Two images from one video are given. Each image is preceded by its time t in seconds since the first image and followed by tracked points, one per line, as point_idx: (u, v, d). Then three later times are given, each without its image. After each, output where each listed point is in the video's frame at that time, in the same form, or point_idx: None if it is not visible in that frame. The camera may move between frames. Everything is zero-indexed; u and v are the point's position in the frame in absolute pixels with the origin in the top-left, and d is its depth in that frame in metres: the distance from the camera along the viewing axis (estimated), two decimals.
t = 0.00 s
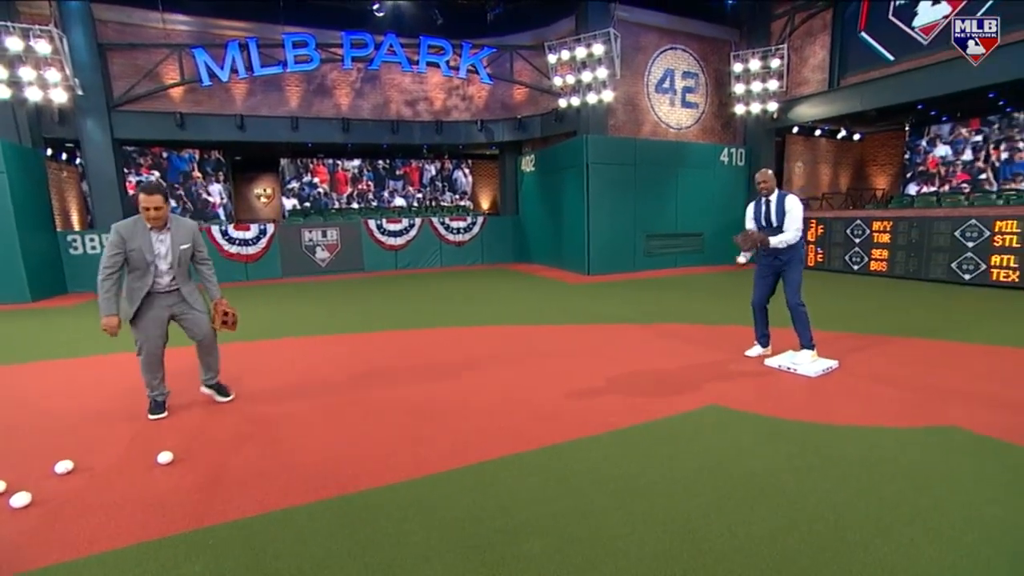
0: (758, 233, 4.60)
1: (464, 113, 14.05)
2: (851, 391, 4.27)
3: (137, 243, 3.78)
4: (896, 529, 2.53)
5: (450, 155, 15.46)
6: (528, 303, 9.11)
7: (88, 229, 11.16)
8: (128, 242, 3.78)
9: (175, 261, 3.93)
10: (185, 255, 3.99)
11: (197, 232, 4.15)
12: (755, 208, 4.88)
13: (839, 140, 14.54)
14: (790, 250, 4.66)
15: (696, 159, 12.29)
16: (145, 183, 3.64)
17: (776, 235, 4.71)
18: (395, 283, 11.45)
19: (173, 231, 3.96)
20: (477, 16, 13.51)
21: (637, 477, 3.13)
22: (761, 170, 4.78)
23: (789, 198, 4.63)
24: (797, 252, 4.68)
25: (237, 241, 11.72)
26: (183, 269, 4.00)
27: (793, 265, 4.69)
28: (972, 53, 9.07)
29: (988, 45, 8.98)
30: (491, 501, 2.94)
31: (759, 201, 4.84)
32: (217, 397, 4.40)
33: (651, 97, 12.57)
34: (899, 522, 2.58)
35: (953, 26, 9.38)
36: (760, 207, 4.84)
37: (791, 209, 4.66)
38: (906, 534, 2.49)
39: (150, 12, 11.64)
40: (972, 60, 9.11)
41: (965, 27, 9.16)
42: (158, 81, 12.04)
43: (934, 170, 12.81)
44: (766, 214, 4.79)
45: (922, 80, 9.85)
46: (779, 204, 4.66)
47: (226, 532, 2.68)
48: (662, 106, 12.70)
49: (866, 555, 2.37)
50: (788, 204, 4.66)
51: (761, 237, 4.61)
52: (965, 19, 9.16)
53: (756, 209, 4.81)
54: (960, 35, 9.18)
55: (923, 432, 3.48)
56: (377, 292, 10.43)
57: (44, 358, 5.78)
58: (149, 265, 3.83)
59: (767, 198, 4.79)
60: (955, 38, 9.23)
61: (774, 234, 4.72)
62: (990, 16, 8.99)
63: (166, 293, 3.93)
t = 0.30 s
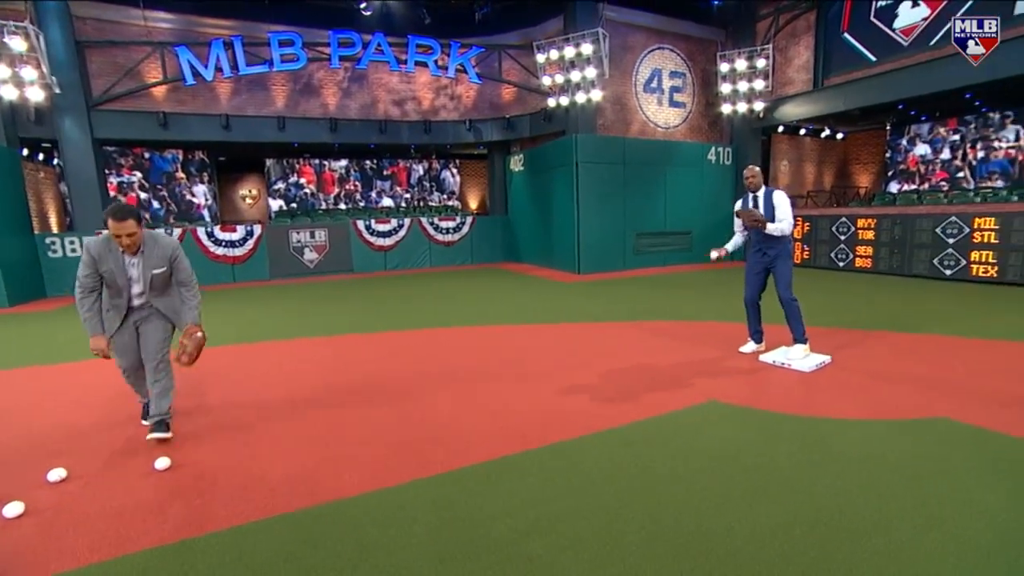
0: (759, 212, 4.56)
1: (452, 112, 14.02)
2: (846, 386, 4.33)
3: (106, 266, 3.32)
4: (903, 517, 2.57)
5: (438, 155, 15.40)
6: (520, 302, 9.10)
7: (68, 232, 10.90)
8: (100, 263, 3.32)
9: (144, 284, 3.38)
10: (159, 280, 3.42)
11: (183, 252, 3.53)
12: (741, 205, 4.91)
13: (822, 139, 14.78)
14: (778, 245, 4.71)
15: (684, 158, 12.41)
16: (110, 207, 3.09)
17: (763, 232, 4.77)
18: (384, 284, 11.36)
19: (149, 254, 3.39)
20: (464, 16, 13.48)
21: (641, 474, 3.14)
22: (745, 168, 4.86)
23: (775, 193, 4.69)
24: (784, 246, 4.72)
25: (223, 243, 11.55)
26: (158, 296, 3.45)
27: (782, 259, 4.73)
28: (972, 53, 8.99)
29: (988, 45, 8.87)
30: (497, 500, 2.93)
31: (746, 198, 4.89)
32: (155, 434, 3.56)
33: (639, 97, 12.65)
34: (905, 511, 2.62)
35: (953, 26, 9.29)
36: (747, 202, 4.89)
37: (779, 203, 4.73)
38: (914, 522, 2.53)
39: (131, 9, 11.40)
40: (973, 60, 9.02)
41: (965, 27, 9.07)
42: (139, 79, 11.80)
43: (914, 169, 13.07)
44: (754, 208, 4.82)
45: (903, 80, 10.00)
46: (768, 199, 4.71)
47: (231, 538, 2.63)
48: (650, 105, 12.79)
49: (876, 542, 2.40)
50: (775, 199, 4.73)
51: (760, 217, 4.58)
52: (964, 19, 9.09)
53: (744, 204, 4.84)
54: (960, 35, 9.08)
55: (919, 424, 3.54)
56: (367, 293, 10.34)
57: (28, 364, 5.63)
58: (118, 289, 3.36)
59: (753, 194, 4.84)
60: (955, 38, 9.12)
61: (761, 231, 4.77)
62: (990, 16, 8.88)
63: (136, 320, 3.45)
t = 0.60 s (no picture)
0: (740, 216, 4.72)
1: (436, 112, 13.96)
2: (834, 380, 4.41)
3: (81, 315, 3.20)
4: (899, 506, 2.62)
5: (421, 156, 15.31)
6: (508, 303, 9.09)
7: (39, 236, 10.57)
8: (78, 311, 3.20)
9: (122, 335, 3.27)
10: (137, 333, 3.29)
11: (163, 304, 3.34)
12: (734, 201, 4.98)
13: (800, 138, 15.08)
14: (767, 244, 4.79)
15: (667, 158, 12.57)
16: (88, 266, 2.89)
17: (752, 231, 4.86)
18: (370, 286, 11.25)
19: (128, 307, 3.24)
20: (447, 16, 13.43)
21: (639, 470, 3.16)
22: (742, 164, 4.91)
23: (768, 192, 4.75)
24: (773, 245, 4.80)
25: (204, 246, 11.30)
26: (133, 346, 3.38)
27: (770, 257, 4.81)
28: (972, 53, 8.87)
29: (988, 46, 8.76)
30: (498, 500, 2.92)
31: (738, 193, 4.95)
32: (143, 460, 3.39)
33: (623, 97, 12.76)
34: (901, 499, 2.67)
35: (952, 25, 9.08)
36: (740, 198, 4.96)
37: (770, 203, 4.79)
38: (910, 510, 2.58)
39: (103, 6, 11.12)
40: (972, 60, 8.91)
41: (964, 27, 8.87)
42: (113, 78, 11.48)
43: (888, 168, 13.41)
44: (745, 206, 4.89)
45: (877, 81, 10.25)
46: (759, 198, 4.77)
47: (229, 547, 2.56)
48: (633, 105, 12.91)
49: (876, 531, 2.45)
50: (767, 198, 4.79)
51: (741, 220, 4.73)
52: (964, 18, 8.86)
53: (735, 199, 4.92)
54: (960, 35, 8.90)
55: (906, 415, 3.63)
56: (352, 295, 10.22)
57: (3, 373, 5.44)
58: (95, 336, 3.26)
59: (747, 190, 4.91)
60: (954, 38, 8.95)
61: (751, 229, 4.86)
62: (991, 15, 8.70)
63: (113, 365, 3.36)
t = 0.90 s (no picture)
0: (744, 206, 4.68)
1: (415, 115, 13.87)
2: (817, 378, 4.50)
3: (52, 370, 3.03)
4: (894, 503, 2.68)
5: (400, 158, 15.19)
6: (491, 305, 9.06)
7: None
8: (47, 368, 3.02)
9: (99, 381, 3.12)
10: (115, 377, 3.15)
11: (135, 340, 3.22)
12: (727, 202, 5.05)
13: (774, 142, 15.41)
14: (758, 246, 4.88)
15: (645, 161, 12.72)
16: (48, 315, 2.75)
17: (747, 231, 4.90)
18: (350, 290, 11.08)
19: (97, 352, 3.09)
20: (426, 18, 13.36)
21: (635, 472, 3.14)
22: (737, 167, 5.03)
23: (762, 193, 4.84)
24: (763, 247, 4.89)
25: (177, 251, 10.98)
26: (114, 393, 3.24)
27: (760, 259, 4.90)
28: (972, 52, 9.00)
29: (988, 46, 8.89)
30: (495, 505, 2.87)
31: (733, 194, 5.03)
32: (120, 476, 3.23)
33: (602, 100, 12.86)
34: (894, 496, 2.73)
35: (951, 24, 9.19)
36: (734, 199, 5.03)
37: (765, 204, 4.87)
38: (905, 507, 2.64)
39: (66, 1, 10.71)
40: (971, 61, 9.04)
41: (964, 27, 8.99)
42: (76, 76, 11.06)
43: (857, 170, 13.79)
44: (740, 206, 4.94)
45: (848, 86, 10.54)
46: (754, 199, 4.84)
47: (218, 561, 2.46)
48: (611, 108, 13.02)
49: (872, 528, 2.49)
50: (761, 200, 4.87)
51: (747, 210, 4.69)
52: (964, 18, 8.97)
53: (731, 200, 4.97)
54: (960, 35, 9.05)
55: (889, 412, 3.72)
56: (332, 299, 10.05)
57: None
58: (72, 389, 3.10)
59: (742, 192, 4.99)
60: (954, 38, 9.11)
61: (744, 230, 4.92)
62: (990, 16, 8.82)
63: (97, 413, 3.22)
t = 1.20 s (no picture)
0: (737, 235, 4.85)
1: (389, 118, 13.70)
2: (797, 380, 4.57)
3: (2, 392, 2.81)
4: (881, 501, 2.72)
5: (373, 163, 14.98)
6: (469, 310, 8.98)
7: None
8: None
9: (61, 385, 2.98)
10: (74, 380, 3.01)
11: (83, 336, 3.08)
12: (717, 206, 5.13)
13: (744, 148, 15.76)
14: (746, 250, 4.95)
15: (619, 166, 12.84)
16: None
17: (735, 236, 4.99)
18: (323, 296, 10.83)
19: (44, 359, 2.92)
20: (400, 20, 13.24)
21: (626, 476, 3.11)
22: (722, 169, 5.07)
23: (751, 197, 4.92)
24: (750, 252, 4.96)
25: (139, 256, 10.54)
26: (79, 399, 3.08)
27: (747, 263, 4.97)
28: (972, 53, 8.78)
29: (988, 46, 8.70)
30: (487, 514, 2.80)
31: (721, 199, 5.10)
32: (79, 498, 3.00)
33: (576, 105, 12.93)
34: (881, 494, 2.77)
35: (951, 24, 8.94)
36: (723, 205, 5.10)
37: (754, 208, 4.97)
38: (892, 504, 2.68)
39: None
40: (972, 61, 8.82)
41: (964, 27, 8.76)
42: (28, 72, 10.53)
43: (823, 176, 14.17)
44: (729, 211, 5.04)
45: (815, 95, 10.86)
46: (743, 204, 4.93)
47: None
48: (586, 114, 13.10)
49: (864, 527, 2.51)
50: (750, 204, 4.96)
51: (738, 236, 4.87)
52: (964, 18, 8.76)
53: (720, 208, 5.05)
54: (960, 35, 8.77)
55: (868, 412, 3.80)
56: (305, 306, 9.81)
57: None
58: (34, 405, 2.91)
59: (729, 197, 5.07)
60: (954, 38, 8.84)
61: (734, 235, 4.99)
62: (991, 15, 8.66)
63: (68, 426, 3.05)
